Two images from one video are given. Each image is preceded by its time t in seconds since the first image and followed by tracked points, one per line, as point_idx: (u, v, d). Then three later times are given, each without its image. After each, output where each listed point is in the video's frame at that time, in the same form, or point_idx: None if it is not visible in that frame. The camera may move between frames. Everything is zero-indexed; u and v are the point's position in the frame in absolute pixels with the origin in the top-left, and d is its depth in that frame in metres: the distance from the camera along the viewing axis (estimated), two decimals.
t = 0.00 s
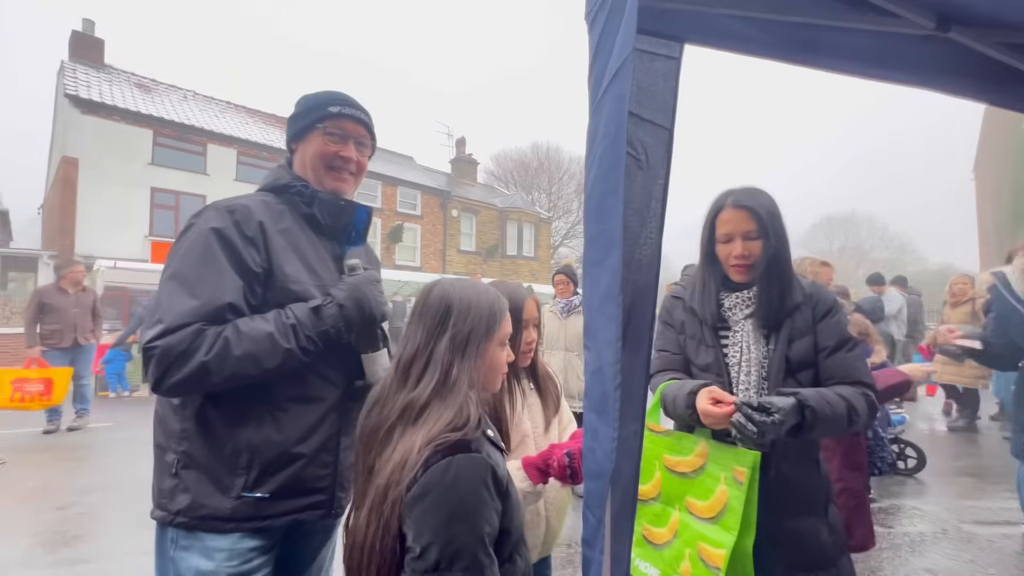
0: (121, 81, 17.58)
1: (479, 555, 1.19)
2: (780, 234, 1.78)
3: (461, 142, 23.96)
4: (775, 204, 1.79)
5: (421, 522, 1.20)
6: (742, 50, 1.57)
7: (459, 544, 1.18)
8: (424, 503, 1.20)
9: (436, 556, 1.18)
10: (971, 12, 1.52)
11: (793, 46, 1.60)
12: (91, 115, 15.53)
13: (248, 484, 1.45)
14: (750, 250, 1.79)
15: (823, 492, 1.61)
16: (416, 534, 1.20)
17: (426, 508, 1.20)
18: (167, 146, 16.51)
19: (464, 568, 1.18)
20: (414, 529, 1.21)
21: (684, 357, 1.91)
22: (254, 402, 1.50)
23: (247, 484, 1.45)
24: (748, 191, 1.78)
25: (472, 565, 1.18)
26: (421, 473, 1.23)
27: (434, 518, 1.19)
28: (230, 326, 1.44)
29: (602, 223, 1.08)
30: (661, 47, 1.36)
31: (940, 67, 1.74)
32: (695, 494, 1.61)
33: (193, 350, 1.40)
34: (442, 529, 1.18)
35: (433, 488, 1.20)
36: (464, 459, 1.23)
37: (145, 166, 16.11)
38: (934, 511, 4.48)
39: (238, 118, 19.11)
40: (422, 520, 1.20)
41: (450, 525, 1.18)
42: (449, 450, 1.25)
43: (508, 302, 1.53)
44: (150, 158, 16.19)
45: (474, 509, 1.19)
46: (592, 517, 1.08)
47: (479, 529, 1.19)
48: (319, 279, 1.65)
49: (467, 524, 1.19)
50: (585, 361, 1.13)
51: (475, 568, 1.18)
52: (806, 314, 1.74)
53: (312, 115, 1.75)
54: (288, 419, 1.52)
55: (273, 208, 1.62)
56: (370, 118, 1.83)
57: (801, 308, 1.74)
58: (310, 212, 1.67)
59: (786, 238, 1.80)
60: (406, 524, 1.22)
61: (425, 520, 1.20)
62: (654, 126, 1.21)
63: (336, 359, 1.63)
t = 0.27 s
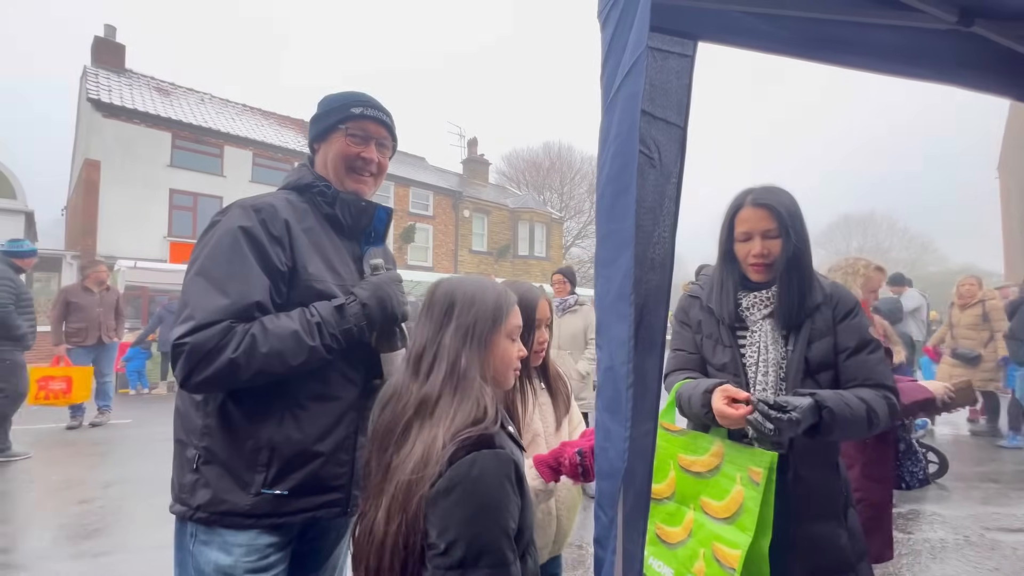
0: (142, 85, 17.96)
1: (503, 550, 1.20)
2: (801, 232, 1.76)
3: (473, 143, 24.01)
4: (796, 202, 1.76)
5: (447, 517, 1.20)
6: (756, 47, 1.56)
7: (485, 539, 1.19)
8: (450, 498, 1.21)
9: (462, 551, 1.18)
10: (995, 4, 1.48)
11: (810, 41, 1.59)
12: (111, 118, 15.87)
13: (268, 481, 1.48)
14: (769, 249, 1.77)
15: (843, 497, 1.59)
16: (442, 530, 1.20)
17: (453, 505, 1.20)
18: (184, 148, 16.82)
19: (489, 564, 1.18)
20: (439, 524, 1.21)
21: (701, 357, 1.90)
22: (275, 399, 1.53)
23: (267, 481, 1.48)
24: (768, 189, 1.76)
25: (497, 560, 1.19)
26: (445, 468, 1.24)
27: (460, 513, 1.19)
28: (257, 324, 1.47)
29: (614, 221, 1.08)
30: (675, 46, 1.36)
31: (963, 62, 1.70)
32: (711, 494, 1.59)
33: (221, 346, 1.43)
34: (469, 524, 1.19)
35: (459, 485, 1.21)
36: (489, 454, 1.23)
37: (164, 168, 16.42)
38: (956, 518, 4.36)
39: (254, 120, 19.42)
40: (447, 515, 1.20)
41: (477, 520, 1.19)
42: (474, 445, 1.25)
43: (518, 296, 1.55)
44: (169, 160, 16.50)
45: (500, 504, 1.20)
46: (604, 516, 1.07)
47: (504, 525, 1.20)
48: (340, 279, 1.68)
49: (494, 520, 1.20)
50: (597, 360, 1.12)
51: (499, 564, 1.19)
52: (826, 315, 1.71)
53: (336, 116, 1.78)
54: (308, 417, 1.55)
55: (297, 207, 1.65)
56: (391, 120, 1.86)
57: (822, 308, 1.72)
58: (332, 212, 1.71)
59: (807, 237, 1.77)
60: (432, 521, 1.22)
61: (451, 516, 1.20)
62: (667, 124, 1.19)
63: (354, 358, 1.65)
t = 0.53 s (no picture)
0: (149, 86, 18.08)
1: (493, 552, 1.19)
2: (808, 233, 1.75)
3: (477, 142, 24.02)
4: (801, 202, 1.75)
5: (436, 520, 1.20)
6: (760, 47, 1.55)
7: (474, 541, 1.18)
8: (439, 500, 1.21)
9: (451, 554, 1.18)
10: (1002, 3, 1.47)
11: (815, 41, 1.58)
12: (118, 119, 15.98)
13: (271, 480, 1.48)
14: (775, 249, 1.76)
15: (849, 499, 1.58)
16: (431, 532, 1.21)
17: (441, 507, 1.20)
18: (190, 148, 16.92)
19: (478, 566, 1.18)
20: (429, 527, 1.21)
21: (707, 358, 1.90)
22: (279, 398, 1.54)
23: (270, 480, 1.48)
24: (774, 189, 1.75)
25: (487, 563, 1.18)
26: (435, 469, 1.24)
27: (449, 515, 1.19)
28: (259, 324, 1.48)
29: (618, 222, 1.07)
30: (679, 46, 1.35)
31: (970, 61, 1.68)
32: (716, 495, 1.58)
33: (223, 347, 1.44)
34: (458, 526, 1.19)
35: (447, 487, 1.21)
36: (479, 456, 1.23)
37: (170, 168, 16.52)
38: (963, 521, 4.33)
39: (260, 120, 19.50)
40: (436, 517, 1.20)
41: (466, 523, 1.19)
42: (464, 447, 1.25)
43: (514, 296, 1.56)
44: (175, 160, 16.60)
45: (490, 506, 1.20)
46: (607, 517, 1.06)
47: (494, 527, 1.20)
48: (343, 279, 1.69)
49: (483, 522, 1.19)
50: (600, 361, 1.11)
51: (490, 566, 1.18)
52: (832, 315, 1.71)
53: (341, 115, 1.79)
54: (311, 416, 1.55)
55: (300, 207, 1.67)
56: (395, 120, 1.87)
57: (828, 309, 1.71)
58: (335, 212, 1.72)
59: (813, 238, 1.76)
60: (422, 523, 1.22)
61: (440, 518, 1.20)
62: (671, 124, 1.18)
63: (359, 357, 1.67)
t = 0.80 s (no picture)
0: (150, 85, 18.09)
1: (476, 551, 1.19)
2: (812, 234, 1.75)
3: (478, 142, 23.98)
4: (805, 203, 1.75)
5: (420, 516, 1.21)
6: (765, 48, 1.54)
7: (456, 539, 1.18)
8: (423, 497, 1.21)
9: (433, 550, 1.18)
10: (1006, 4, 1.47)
11: (819, 42, 1.57)
12: (120, 118, 15.97)
13: (272, 477, 1.49)
14: (778, 250, 1.76)
15: (851, 499, 1.58)
16: (414, 529, 1.21)
17: (425, 503, 1.21)
18: (192, 148, 16.94)
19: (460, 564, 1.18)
20: (412, 523, 1.22)
21: (709, 357, 1.90)
22: (279, 395, 1.55)
23: (271, 477, 1.49)
24: (778, 190, 1.75)
25: (469, 560, 1.18)
26: (421, 468, 1.24)
27: (432, 512, 1.20)
28: (258, 322, 1.49)
29: (623, 222, 1.07)
30: (683, 46, 1.35)
31: (972, 62, 1.68)
32: (717, 493, 1.59)
33: (221, 345, 1.45)
34: (441, 523, 1.19)
35: (432, 484, 1.21)
36: (465, 455, 1.23)
37: (172, 167, 16.54)
38: (964, 522, 4.32)
39: (261, 120, 19.53)
40: (420, 514, 1.21)
41: (448, 520, 1.19)
42: (450, 446, 1.25)
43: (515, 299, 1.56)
44: (177, 159, 16.61)
45: (473, 505, 1.20)
46: (610, 516, 1.06)
47: (477, 525, 1.20)
48: (342, 277, 1.70)
49: (466, 520, 1.19)
50: (603, 361, 1.11)
51: (472, 564, 1.18)
52: (835, 316, 1.71)
53: (336, 118, 1.80)
54: (311, 413, 1.56)
55: (298, 207, 1.68)
56: (390, 120, 1.88)
57: (831, 310, 1.71)
58: (332, 212, 1.73)
59: (816, 238, 1.76)
60: (407, 518, 1.23)
61: (424, 515, 1.20)
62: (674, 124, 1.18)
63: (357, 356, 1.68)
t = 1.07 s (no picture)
0: (148, 79, 18.00)
1: (487, 541, 1.21)
2: (814, 231, 1.75)
3: (478, 137, 23.87)
4: (810, 202, 1.75)
5: (432, 507, 1.22)
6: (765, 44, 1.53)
7: (468, 529, 1.20)
8: (436, 488, 1.22)
9: (446, 540, 1.20)
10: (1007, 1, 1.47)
11: (819, 38, 1.56)
12: (117, 112, 15.90)
13: (273, 469, 1.51)
14: (779, 248, 1.77)
15: (850, 494, 1.59)
16: (427, 519, 1.22)
17: (438, 494, 1.22)
18: (190, 142, 16.88)
19: (472, 554, 1.20)
20: (425, 514, 1.23)
21: (709, 353, 1.91)
22: (278, 388, 1.56)
23: (272, 469, 1.51)
24: (784, 186, 1.75)
25: (480, 550, 1.20)
26: (433, 460, 1.25)
27: (444, 503, 1.21)
28: (253, 317, 1.51)
29: (626, 219, 1.07)
30: (684, 41, 1.32)
31: (973, 59, 1.68)
32: (716, 487, 1.60)
33: (217, 340, 1.47)
34: (453, 514, 1.20)
35: (444, 476, 1.22)
36: (476, 448, 1.25)
37: (169, 162, 16.47)
38: (960, 517, 4.35)
39: (259, 114, 19.44)
40: (432, 505, 1.22)
41: (460, 511, 1.20)
42: (462, 439, 1.26)
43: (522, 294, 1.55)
44: (175, 154, 16.55)
45: (485, 497, 1.21)
46: (611, 510, 1.06)
47: (489, 516, 1.21)
48: (337, 272, 1.74)
49: (477, 511, 1.21)
50: (605, 357, 1.11)
51: (482, 554, 1.20)
52: (836, 313, 1.72)
53: (328, 113, 1.84)
54: (309, 406, 1.58)
55: (291, 204, 1.72)
56: (382, 115, 1.92)
57: (831, 307, 1.72)
58: (326, 208, 1.77)
59: (819, 237, 1.77)
60: (419, 510, 1.24)
61: (437, 506, 1.21)
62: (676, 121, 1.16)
63: (354, 350, 1.70)
